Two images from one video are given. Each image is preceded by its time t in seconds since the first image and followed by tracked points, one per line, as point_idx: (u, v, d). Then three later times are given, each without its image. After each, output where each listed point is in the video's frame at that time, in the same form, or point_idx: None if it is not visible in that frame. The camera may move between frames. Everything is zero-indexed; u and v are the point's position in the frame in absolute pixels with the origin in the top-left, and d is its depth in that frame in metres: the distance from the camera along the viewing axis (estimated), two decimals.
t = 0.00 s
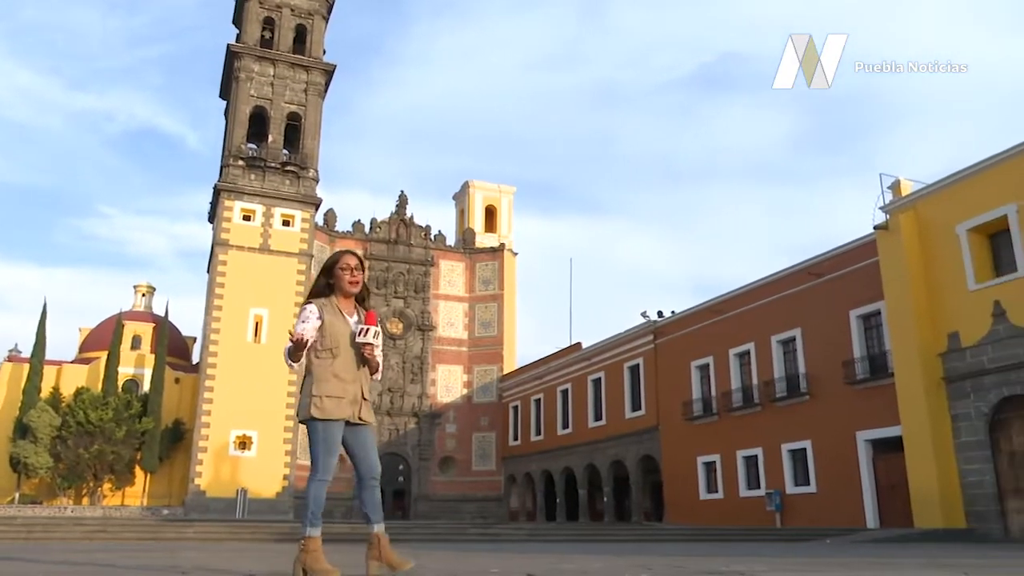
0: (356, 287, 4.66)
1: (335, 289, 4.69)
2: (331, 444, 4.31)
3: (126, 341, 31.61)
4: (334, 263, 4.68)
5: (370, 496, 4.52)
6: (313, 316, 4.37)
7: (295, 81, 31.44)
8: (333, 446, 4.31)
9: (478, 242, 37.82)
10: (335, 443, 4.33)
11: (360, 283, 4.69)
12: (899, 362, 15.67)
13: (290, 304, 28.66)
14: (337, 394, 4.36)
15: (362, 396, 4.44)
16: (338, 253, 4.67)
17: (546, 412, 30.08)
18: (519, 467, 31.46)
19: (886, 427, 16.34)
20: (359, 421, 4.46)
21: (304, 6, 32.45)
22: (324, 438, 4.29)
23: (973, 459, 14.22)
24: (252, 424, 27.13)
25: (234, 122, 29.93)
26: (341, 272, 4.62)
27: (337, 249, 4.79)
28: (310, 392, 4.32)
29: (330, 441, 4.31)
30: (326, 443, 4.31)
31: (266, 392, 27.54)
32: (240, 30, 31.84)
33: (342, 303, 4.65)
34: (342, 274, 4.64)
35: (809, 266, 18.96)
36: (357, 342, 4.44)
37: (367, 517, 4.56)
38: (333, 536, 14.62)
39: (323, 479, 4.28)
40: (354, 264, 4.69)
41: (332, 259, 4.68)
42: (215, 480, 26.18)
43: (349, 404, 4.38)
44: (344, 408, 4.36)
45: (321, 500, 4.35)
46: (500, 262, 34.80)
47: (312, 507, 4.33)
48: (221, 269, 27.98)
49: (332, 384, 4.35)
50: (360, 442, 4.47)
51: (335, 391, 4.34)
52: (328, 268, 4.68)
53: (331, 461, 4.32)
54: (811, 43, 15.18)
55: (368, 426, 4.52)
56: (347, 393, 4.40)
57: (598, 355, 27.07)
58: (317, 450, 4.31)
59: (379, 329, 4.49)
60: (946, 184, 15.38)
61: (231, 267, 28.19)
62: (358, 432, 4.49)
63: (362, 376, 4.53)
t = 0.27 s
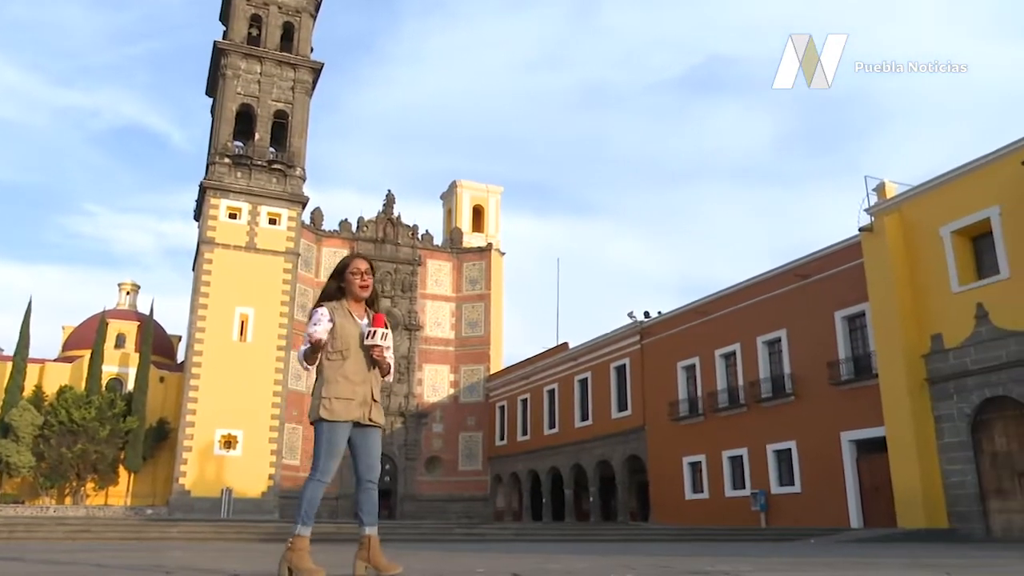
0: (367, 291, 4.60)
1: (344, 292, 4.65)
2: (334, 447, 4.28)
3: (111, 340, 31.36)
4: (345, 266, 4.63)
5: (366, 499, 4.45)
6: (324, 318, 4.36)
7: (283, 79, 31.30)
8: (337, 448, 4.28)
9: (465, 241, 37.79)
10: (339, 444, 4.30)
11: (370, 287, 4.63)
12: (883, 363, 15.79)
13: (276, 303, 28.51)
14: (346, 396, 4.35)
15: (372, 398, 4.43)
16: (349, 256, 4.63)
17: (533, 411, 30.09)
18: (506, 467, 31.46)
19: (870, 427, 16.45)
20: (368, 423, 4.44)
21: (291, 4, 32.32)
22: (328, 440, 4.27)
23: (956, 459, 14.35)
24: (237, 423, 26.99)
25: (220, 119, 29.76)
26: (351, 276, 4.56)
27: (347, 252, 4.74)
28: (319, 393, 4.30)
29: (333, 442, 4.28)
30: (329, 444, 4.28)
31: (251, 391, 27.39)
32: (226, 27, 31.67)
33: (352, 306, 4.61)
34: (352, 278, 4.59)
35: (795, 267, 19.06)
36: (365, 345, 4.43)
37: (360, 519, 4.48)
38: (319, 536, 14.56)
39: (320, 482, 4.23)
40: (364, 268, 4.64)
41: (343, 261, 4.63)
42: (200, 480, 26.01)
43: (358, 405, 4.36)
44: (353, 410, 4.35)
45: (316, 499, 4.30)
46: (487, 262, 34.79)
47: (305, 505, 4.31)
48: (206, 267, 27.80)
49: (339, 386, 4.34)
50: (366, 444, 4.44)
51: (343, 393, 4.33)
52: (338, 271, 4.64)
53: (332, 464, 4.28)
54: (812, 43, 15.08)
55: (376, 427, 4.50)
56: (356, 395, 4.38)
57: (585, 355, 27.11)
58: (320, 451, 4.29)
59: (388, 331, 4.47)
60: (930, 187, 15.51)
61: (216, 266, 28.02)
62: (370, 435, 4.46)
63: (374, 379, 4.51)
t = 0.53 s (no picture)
0: (375, 295, 4.60)
1: (355, 297, 4.65)
2: (356, 449, 4.25)
3: (97, 339, 31.15)
4: (355, 270, 4.63)
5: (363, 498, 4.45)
6: (335, 321, 4.38)
7: (272, 78, 31.19)
8: (359, 451, 4.26)
9: (454, 241, 37.76)
10: (358, 443, 4.28)
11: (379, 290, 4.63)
12: (869, 364, 15.89)
13: (264, 302, 28.40)
14: (358, 397, 4.30)
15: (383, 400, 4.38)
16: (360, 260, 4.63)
17: (521, 411, 30.12)
18: (494, 468, 31.45)
19: (857, 428, 16.55)
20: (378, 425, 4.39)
21: (281, 2, 32.21)
22: (347, 441, 4.24)
23: (941, 461, 14.46)
24: (224, 423, 26.86)
25: (209, 117, 29.62)
26: (360, 279, 4.56)
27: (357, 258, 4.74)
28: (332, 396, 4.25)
29: (352, 443, 4.25)
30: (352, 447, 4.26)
31: (239, 391, 27.28)
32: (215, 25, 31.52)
33: (361, 310, 4.60)
34: (361, 282, 4.58)
35: (782, 269, 19.16)
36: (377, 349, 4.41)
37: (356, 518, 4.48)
38: (306, 536, 14.51)
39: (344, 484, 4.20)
40: (374, 271, 4.63)
41: (353, 266, 4.63)
42: (186, 480, 25.85)
43: (370, 407, 4.31)
44: (365, 411, 4.29)
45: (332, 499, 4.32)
46: (476, 262, 34.78)
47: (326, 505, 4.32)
48: (194, 266, 27.66)
49: (352, 388, 4.29)
50: (375, 444, 4.43)
51: (355, 395, 4.28)
52: (348, 275, 4.64)
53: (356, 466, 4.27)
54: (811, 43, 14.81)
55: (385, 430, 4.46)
56: (367, 398, 4.33)
57: (574, 355, 27.14)
58: (341, 452, 4.26)
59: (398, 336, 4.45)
60: (917, 190, 15.63)
61: (204, 264, 27.88)
62: (377, 436, 4.44)
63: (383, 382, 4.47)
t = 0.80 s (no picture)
0: (379, 295, 4.60)
1: (358, 296, 4.64)
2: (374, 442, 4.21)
3: (82, 338, 30.91)
4: (359, 269, 4.63)
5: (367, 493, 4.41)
6: (343, 320, 4.36)
7: (260, 76, 31.05)
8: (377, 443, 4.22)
9: (443, 241, 37.71)
10: (374, 437, 4.24)
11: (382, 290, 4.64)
12: (856, 365, 15.98)
13: (251, 301, 28.28)
14: (365, 397, 4.24)
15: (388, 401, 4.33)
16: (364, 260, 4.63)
17: (509, 411, 30.13)
18: (482, 468, 31.43)
19: (843, 429, 16.65)
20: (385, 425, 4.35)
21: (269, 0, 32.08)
22: (364, 438, 4.17)
23: (926, 461, 14.56)
24: (211, 422, 26.72)
25: (196, 115, 29.45)
26: (363, 278, 4.56)
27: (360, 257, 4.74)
28: (341, 394, 4.19)
29: (368, 438, 4.19)
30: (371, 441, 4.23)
31: (225, 390, 27.15)
32: (203, 22, 31.34)
33: (365, 309, 4.59)
34: (365, 280, 4.58)
35: (770, 270, 19.24)
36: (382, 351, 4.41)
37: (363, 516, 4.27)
38: (292, 536, 14.45)
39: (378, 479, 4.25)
40: (377, 271, 4.63)
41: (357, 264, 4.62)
42: (172, 480, 25.70)
43: (378, 407, 4.26)
44: (374, 411, 4.24)
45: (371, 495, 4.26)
46: (464, 262, 34.76)
47: (362, 507, 4.26)
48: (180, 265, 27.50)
49: (359, 388, 4.24)
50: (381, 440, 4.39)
51: (362, 394, 4.22)
52: (352, 274, 4.64)
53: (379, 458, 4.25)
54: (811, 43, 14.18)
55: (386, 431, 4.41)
56: (374, 398, 4.28)
57: (562, 356, 27.16)
58: (360, 449, 4.20)
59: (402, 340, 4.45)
60: (904, 192, 15.73)
61: (191, 263, 27.72)
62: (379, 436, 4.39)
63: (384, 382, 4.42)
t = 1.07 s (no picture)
0: (386, 296, 4.61)
1: (364, 295, 4.60)
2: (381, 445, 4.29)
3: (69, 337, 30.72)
4: (367, 269, 4.61)
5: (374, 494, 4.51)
6: (358, 320, 4.34)
7: (250, 74, 30.92)
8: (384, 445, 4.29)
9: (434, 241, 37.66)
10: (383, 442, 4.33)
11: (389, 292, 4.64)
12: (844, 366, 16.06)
13: (241, 300, 28.18)
14: (376, 400, 4.31)
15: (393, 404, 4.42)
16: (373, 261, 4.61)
17: (499, 412, 30.15)
18: (472, 468, 31.41)
19: (831, 429, 16.73)
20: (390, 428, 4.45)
21: None
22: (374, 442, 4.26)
23: (913, 461, 14.65)
24: (199, 422, 26.60)
25: (186, 113, 29.30)
26: (372, 278, 4.55)
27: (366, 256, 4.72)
28: (354, 397, 4.24)
29: (379, 443, 4.28)
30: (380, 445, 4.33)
31: (214, 390, 27.04)
32: (193, 20, 31.19)
33: (371, 309, 4.57)
34: (374, 280, 4.57)
35: (760, 270, 19.31)
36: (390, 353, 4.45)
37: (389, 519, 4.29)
38: (280, 536, 14.41)
39: (388, 480, 4.28)
40: (385, 272, 4.63)
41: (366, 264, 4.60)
42: (161, 480, 25.56)
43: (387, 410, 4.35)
44: (384, 414, 4.33)
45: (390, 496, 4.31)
46: (455, 262, 34.73)
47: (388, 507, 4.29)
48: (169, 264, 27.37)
49: (371, 390, 4.30)
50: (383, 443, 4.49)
51: (374, 398, 4.29)
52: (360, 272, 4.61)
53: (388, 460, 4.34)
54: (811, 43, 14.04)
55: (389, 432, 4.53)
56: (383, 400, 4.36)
57: (553, 356, 27.17)
58: (370, 453, 4.28)
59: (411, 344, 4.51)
60: (892, 193, 15.82)
61: (180, 262, 27.60)
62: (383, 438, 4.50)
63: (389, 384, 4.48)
